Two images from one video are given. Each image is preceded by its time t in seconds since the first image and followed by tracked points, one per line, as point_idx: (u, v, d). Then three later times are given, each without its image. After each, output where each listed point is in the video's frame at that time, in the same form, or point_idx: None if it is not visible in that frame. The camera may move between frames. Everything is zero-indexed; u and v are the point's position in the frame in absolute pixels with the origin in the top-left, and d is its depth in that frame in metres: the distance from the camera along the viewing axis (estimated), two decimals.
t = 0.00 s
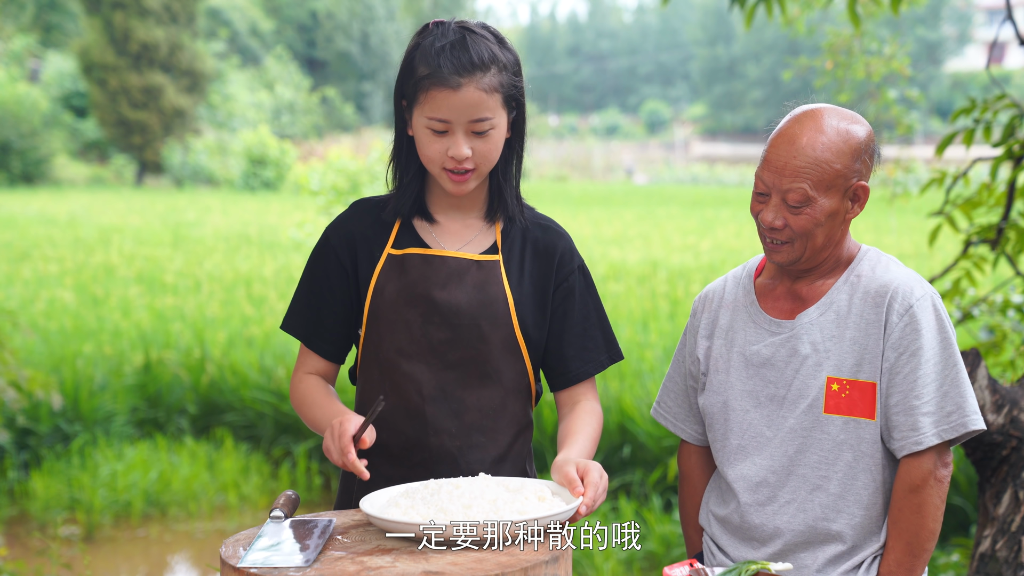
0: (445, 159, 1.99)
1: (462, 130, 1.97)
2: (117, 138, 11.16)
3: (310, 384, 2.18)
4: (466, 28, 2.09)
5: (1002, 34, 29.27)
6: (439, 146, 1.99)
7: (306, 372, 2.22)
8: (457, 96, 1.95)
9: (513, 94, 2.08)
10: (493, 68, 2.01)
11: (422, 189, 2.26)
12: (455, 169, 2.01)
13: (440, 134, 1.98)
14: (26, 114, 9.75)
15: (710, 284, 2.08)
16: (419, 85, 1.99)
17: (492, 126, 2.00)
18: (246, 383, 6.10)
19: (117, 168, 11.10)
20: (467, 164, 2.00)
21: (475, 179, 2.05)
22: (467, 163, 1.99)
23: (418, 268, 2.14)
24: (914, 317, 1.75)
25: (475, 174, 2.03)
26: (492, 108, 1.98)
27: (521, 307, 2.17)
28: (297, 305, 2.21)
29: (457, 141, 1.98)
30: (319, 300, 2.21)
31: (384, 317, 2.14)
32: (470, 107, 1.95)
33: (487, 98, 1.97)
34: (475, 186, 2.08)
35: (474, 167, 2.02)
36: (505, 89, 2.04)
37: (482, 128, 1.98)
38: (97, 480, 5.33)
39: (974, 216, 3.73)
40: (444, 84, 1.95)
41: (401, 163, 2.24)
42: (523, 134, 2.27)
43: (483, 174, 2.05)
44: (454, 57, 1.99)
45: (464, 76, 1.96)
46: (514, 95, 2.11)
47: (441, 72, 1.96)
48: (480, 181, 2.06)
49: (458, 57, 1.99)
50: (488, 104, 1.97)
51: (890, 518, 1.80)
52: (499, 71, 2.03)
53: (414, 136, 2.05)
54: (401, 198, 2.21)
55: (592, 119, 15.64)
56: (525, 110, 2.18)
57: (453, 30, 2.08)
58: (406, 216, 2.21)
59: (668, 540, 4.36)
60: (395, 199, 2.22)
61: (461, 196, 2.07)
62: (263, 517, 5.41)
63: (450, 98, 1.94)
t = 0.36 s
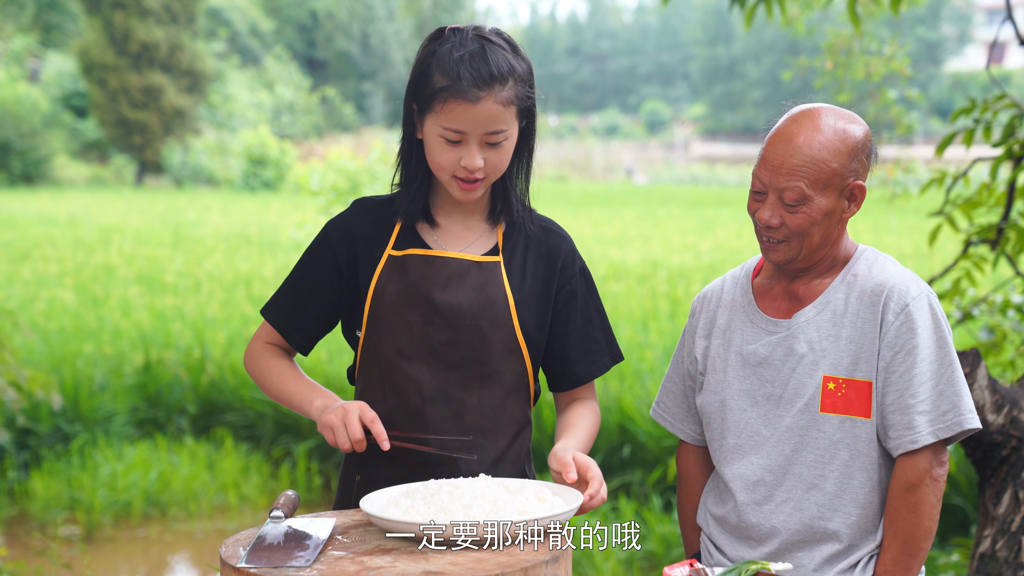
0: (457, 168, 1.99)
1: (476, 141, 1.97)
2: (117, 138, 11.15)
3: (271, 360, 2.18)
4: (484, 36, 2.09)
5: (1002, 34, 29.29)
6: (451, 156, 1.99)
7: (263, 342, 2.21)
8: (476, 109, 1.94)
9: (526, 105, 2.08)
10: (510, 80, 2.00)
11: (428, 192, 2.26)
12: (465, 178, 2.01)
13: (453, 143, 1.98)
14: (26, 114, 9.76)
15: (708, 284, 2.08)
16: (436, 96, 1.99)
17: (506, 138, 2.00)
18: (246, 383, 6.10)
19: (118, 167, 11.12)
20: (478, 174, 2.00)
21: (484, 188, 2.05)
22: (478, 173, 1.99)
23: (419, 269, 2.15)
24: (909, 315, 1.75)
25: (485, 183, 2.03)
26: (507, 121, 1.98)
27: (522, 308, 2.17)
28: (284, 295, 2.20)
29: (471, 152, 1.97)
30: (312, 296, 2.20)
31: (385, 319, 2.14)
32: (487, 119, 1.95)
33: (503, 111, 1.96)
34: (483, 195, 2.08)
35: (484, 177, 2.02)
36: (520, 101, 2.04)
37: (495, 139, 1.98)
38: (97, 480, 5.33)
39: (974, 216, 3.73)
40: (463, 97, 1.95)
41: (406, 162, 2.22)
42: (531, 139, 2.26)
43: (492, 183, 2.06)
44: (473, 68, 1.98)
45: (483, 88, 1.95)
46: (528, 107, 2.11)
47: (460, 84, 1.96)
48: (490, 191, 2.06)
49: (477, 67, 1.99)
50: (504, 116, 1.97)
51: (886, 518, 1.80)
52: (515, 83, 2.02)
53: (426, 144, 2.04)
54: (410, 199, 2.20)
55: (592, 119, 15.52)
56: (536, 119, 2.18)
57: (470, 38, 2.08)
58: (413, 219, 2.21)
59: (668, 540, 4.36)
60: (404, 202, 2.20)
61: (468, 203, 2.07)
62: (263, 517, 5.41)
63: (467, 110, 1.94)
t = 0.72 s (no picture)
0: (457, 172, 1.99)
1: (477, 146, 1.97)
2: (117, 138, 11.15)
3: (262, 364, 2.13)
4: (485, 41, 2.09)
5: (1002, 34, 29.33)
6: (452, 160, 1.98)
7: (256, 348, 2.17)
8: (477, 115, 1.94)
9: (526, 110, 2.08)
10: (511, 85, 2.00)
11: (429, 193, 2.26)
12: (464, 182, 2.01)
13: (454, 148, 1.98)
14: (26, 114, 9.75)
15: (708, 285, 2.08)
16: (437, 101, 1.98)
17: (507, 143, 2.00)
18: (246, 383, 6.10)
19: (118, 167, 11.12)
20: (478, 179, 1.99)
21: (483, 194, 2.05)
22: (478, 178, 1.99)
23: (418, 270, 2.14)
24: (909, 315, 1.75)
25: (485, 188, 2.03)
26: (508, 127, 1.98)
27: (520, 307, 2.17)
28: (283, 293, 2.19)
29: (471, 157, 1.97)
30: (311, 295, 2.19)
31: (384, 320, 2.14)
32: (489, 125, 1.95)
33: (504, 117, 1.96)
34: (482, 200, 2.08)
35: (484, 181, 2.02)
36: (520, 107, 2.04)
37: (496, 144, 1.98)
38: (97, 480, 5.33)
39: (974, 216, 3.73)
40: (464, 103, 1.95)
41: (407, 163, 2.21)
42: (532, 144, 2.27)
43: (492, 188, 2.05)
44: (474, 73, 1.98)
45: (484, 95, 1.95)
46: (528, 113, 2.11)
47: (461, 90, 1.95)
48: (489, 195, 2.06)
49: (478, 72, 1.98)
50: (505, 122, 1.97)
51: (887, 518, 1.80)
52: (516, 88, 2.02)
53: (426, 149, 2.04)
54: (412, 202, 2.20)
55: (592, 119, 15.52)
56: (537, 125, 2.18)
57: (471, 43, 2.08)
58: (415, 222, 2.21)
59: (668, 540, 4.37)
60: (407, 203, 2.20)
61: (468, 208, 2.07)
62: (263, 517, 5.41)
63: (469, 116, 1.94)
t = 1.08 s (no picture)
0: (450, 173, 1.99)
1: (469, 146, 1.97)
2: (117, 138, 11.15)
3: (256, 357, 2.11)
4: (476, 40, 2.09)
5: (1002, 35, 29.36)
6: (445, 160, 1.98)
7: (249, 342, 2.14)
8: (468, 114, 1.94)
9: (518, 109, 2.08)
10: (503, 84, 2.00)
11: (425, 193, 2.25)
12: (458, 183, 2.01)
13: (446, 148, 1.98)
14: (26, 114, 9.74)
15: (710, 285, 2.09)
16: (428, 101, 1.99)
17: (499, 142, 2.00)
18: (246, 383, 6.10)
19: (118, 167, 11.11)
20: (471, 180, 1.99)
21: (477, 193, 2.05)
22: (471, 179, 1.99)
23: (416, 270, 2.14)
24: (911, 315, 1.75)
25: (478, 188, 2.03)
26: (500, 126, 1.98)
27: (518, 309, 2.17)
28: (278, 292, 2.18)
29: (463, 156, 1.97)
30: (303, 294, 2.18)
31: (381, 320, 2.14)
32: (480, 125, 1.95)
33: (495, 116, 1.96)
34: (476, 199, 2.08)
35: (477, 182, 2.02)
36: (512, 106, 2.03)
37: (488, 144, 1.98)
38: (97, 481, 5.33)
39: (974, 216, 3.72)
40: (454, 102, 1.94)
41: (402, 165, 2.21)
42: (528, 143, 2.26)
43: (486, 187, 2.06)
44: (465, 73, 1.98)
45: (474, 94, 1.95)
46: (520, 111, 2.11)
47: (452, 90, 1.95)
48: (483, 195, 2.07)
49: (469, 72, 1.98)
50: (496, 121, 1.97)
51: (888, 519, 1.80)
52: (508, 87, 2.02)
53: (419, 149, 2.04)
54: (406, 203, 2.19)
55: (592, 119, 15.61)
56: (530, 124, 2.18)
57: (463, 42, 2.08)
58: (410, 222, 2.20)
59: (668, 540, 4.37)
60: (402, 203, 2.20)
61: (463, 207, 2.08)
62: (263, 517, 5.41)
63: (460, 116, 1.94)
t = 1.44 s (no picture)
0: (445, 170, 1.99)
1: (463, 142, 1.97)
2: (117, 138, 11.13)
3: (260, 359, 2.07)
4: (469, 38, 2.09)
5: (1002, 35, 29.37)
6: (440, 157, 1.98)
7: (253, 344, 2.11)
8: (461, 110, 1.94)
9: (513, 106, 2.08)
10: (496, 81, 2.01)
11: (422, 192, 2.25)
12: (453, 180, 2.01)
13: (441, 146, 1.98)
14: (26, 114, 9.72)
15: (710, 285, 2.09)
16: (421, 99, 1.98)
17: (493, 139, 1.99)
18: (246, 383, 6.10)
19: (118, 167, 11.10)
20: (466, 176, 1.99)
21: (473, 190, 2.05)
22: (466, 175, 1.99)
23: (413, 269, 2.14)
24: (911, 315, 1.75)
25: (473, 185, 2.03)
26: (494, 122, 1.98)
27: (515, 309, 2.17)
28: (276, 291, 2.17)
29: (457, 153, 1.97)
30: (302, 292, 2.17)
31: (378, 319, 2.14)
32: (473, 121, 1.95)
33: (489, 113, 1.96)
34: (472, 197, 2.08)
35: (472, 179, 2.02)
36: (506, 102, 2.03)
37: (482, 140, 1.98)
38: (97, 481, 5.33)
39: (974, 216, 3.72)
40: (447, 98, 1.94)
41: (399, 165, 2.21)
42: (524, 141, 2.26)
43: (481, 184, 2.06)
44: (457, 70, 1.98)
45: (467, 91, 1.95)
46: (515, 109, 2.11)
47: (445, 87, 1.95)
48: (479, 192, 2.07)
49: (462, 69, 1.98)
50: (490, 118, 1.96)
51: (889, 518, 1.80)
52: (501, 84, 2.02)
53: (414, 147, 2.04)
54: (402, 202, 2.19)
55: (591, 120, 15.42)
56: (525, 122, 2.17)
57: (456, 40, 2.08)
58: (407, 222, 2.20)
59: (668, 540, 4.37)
60: (398, 202, 2.20)
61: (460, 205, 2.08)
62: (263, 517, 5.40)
63: (453, 112, 1.94)
